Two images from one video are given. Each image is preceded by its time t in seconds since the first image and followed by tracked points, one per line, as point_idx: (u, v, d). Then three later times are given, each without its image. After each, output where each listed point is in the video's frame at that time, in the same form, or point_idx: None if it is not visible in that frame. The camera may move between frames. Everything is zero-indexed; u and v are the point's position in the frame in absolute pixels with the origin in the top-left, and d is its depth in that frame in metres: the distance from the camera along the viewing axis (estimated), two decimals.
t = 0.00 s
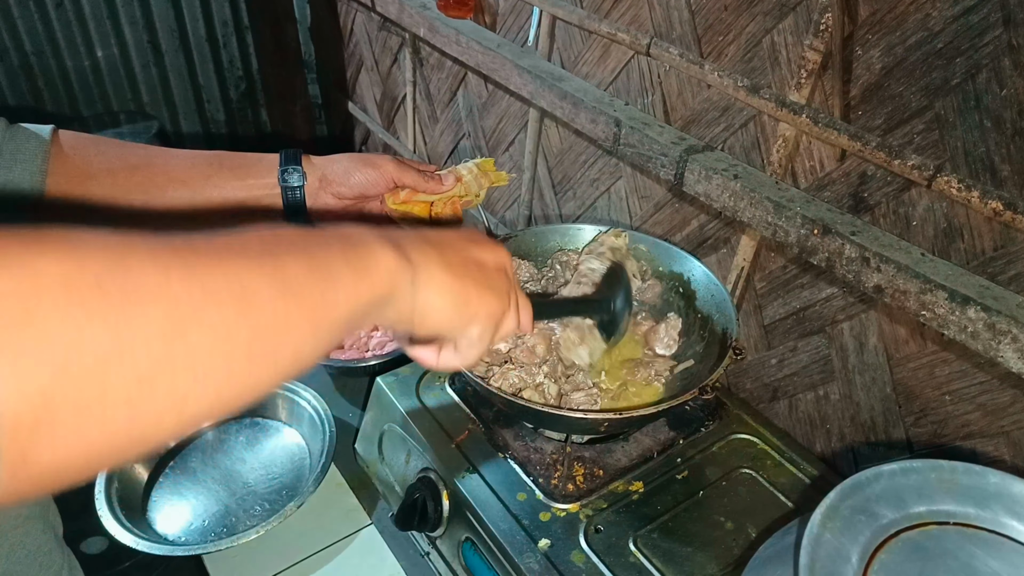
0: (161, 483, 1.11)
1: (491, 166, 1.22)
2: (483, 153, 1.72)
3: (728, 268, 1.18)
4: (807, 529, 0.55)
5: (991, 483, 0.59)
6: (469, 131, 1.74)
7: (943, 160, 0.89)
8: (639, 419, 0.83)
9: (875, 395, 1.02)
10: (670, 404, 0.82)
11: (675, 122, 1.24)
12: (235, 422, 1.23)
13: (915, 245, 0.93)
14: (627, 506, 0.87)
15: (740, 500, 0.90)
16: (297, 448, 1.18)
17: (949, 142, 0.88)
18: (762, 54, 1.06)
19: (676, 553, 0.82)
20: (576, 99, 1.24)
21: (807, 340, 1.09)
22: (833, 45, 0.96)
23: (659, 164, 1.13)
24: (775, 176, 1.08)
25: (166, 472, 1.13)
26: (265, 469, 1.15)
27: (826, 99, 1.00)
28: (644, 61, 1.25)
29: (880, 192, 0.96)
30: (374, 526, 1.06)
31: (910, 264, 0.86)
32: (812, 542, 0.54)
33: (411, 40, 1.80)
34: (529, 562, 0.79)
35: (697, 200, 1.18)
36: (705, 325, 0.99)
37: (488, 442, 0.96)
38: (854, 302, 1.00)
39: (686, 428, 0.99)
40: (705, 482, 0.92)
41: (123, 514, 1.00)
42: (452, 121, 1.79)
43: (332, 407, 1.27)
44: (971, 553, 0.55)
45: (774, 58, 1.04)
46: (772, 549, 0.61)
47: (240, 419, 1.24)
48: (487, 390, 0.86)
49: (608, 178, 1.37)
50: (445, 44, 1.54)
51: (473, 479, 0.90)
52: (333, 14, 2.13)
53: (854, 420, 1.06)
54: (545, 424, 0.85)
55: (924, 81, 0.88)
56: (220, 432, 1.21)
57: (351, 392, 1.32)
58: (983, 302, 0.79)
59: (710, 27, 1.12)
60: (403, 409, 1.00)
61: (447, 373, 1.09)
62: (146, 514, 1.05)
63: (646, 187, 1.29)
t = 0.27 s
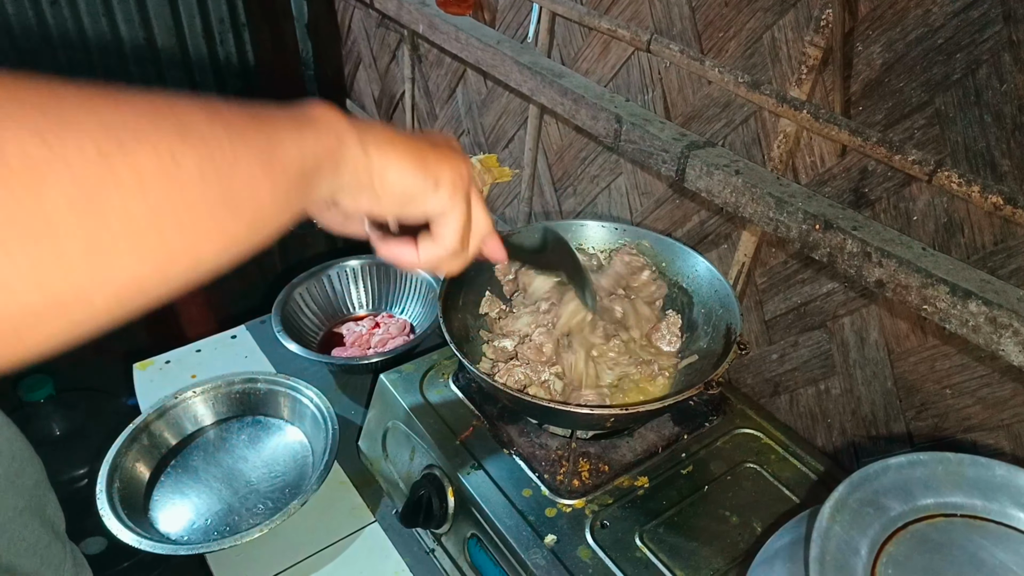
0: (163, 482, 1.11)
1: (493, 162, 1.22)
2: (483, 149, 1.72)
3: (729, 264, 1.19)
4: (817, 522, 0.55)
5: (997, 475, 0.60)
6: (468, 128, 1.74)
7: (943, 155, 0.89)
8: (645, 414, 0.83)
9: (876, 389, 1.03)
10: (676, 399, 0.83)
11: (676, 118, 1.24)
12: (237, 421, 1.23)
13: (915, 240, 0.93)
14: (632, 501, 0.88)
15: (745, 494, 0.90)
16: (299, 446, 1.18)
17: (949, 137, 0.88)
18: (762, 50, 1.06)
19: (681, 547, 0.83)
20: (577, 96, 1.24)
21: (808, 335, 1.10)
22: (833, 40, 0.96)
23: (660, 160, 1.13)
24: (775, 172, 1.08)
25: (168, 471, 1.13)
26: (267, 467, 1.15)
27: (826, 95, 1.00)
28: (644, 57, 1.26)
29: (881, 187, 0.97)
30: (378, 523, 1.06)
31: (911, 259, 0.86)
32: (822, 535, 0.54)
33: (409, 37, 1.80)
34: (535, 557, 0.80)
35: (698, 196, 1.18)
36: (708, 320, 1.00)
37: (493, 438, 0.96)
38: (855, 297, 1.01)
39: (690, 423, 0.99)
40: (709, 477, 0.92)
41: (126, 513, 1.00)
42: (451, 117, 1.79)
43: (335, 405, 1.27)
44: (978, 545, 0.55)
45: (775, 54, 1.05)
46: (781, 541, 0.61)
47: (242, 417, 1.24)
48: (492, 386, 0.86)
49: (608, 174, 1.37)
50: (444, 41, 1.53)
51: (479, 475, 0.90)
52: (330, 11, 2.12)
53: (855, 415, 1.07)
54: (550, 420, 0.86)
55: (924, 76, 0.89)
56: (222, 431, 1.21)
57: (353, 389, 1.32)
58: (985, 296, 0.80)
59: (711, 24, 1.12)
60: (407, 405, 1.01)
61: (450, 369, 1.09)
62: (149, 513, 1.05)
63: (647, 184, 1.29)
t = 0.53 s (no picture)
0: (165, 480, 1.11)
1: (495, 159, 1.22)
2: (482, 148, 1.72)
3: (729, 261, 1.19)
4: (824, 517, 0.55)
5: (1002, 471, 0.60)
6: (467, 126, 1.74)
7: (943, 152, 0.90)
8: (649, 411, 0.83)
9: (876, 386, 1.03)
10: (680, 396, 0.83)
11: (676, 116, 1.24)
12: (239, 419, 1.23)
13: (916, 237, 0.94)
14: (636, 499, 0.88)
15: (748, 491, 0.91)
16: (301, 445, 1.18)
17: (950, 135, 0.89)
18: (762, 48, 1.07)
19: (685, 544, 0.83)
20: (577, 94, 1.24)
21: (808, 332, 1.10)
22: (833, 38, 0.96)
23: (661, 158, 1.13)
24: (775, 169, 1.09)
25: (170, 469, 1.13)
26: (269, 465, 1.15)
27: (826, 93, 1.01)
28: (643, 55, 1.26)
29: (881, 185, 0.97)
30: (381, 521, 1.06)
31: (912, 256, 0.86)
32: (829, 530, 0.54)
33: (408, 35, 1.80)
34: (539, 554, 0.80)
35: (698, 194, 1.18)
36: (710, 317, 1.01)
37: (496, 436, 0.96)
38: (855, 294, 1.01)
39: (693, 420, 0.99)
40: (712, 474, 0.93)
41: (129, 511, 0.99)
42: (450, 116, 1.79)
43: (336, 403, 1.27)
44: (984, 540, 0.56)
45: (775, 52, 1.05)
46: (787, 537, 0.61)
47: (244, 415, 1.24)
48: (496, 384, 0.86)
49: (608, 172, 1.37)
50: (443, 39, 1.53)
51: (482, 472, 0.90)
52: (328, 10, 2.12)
53: (856, 412, 1.07)
54: (554, 417, 0.86)
55: (924, 74, 0.89)
56: (224, 429, 1.21)
57: (354, 388, 1.32)
58: (986, 293, 0.80)
59: (710, 22, 1.13)
60: (410, 402, 1.01)
61: (452, 367, 1.09)
62: (151, 511, 1.04)
63: (647, 181, 1.29)
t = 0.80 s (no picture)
0: (167, 476, 1.11)
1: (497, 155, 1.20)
2: (481, 146, 1.71)
3: (729, 260, 1.19)
4: (829, 513, 0.55)
5: (1006, 468, 0.60)
6: (466, 125, 1.74)
7: (945, 151, 0.90)
8: (651, 407, 0.83)
9: (877, 384, 1.03)
10: (684, 394, 0.83)
11: (676, 114, 1.24)
12: (240, 415, 1.23)
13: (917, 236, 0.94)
14: (638, 495, 0.88)
15: (750, 489, 0.91)
16: (302, 441, 1.18)
17: (951, 134, 0.89)
18: (764, 47, 1.07)
19: (688, 541, 0.83)
20: (578, 92, 1.24)
21: (809, 331, 1.10)
22: (835, 37, 0.96)
23: (662, 156, 1.13)
24: (776, 168, 1.09)
25: (172, 465, 1.13)
26: (271, 461, 1.14)
27: (828, 92, 1.01)
28: (644, 54, 1.26)
29: (882, 183, 0.97)
30: (382, 518, 1.06)
31: (914, 254, 0.86)
32: (835, 526, 0.55)
33: (408, 33, 1.80)
34: (542, 551, 0.80)
35: (698, 192, 1.18)
36: (712, 314, 1.01)
37: (498, 433, 0.96)
38: (856, 293, 1.01)
39: (695, 418, 0.99)
40: (714, 472, 0.93)
41: (130, 507, 0.99)
42: (450, 114, 1.79)
43: (337, 400, 1.27)
44: (989, 536, 0.56)
45: (777, 50, 1.05)
46: (792, 535, 0.62)
47: (245, 412, 1.23)
48: (499, 380, 0.86)
49: (608, 170, 1.37)
50: (443, 38, 1.53)
51: (485, 469, 0.90)
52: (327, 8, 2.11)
53: (856, 410, 1.07)
54: (557, 414, 0.86)
55: (926, 73, 0.89)
56: (226, 425, 1.21)
57: (355, 385, 1.31)
58: (988, 291, 0.80)
59: (711, 21, 1.13)
60: (411, 398, 1.01)
61: (454, 364, 1.09)
62: (153, 507, 1.04)
63: (647, 180, 1.29)
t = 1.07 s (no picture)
0: (168, 473, 1.10)
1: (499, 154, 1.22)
2: (481, 145, 1.71)
3: (730, 258, 1.19)
4: (834, 509, 0.55)
5: (1010, 465, 0.60)
6: (466, 123, 1.73)
7: (947, 150, 0.90)
8: (654, 405, 0.83)
9: (877, 383, 1.04)
10: (687, 392, 0.84)
11: (677, 113, 1.24)
12: (241, 412, 1.22)
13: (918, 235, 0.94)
14: (641, 492, 0.88)
15: (752, 487, 0.91)
16: (304, 438, 1.18)
17: (953, 133, 0.89)
18: (765, 45, 1.07)
19: (690, 538, 0.83)
20: (579, 90, 1.24)
21: (809, 330, 1.10)
22: (837, 36, 0.96)
23: (663, 154, 1.13)
24: (777, 167, 1.09)
25: (173, 462, 1.12)
26: (272, 458, 1.14)
27: (830, 91, 1.01)
28: (645, 52, 1.26)
29: (884, 182, 0.97)
30: (383, 515, 1.06)
31: (915, 253, 0.86)
32: (840, 522, 0.55)
33: (408, 31, 1.79)
34: (545, 547, 0.80)
35: (699, 191, 1.18)
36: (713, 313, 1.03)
37: (500, 430, 0.96)
38: (857, 292, 1.01)
39: (696, 415, 0.99)
40: (716, 469, 0.93)
41: (132, 503, 0.99)
42: (450, 112, 1.78)
43: (338, 398, 1.26)
44: (993, 533, 0.56)
45: (778, 49, 1.05)
46: (796, 531, 0.62)
47: (246, 409, 1.23)
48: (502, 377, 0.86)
49: (608, 169, 1.37)
50: (444, 35, 1.52)
51: (487, 465, 0.90)
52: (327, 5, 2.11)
53: (856, 409, 1.08)
54: (559, 411, 0.86)
55: (928, 72, 0.89)
56: (227, 422, 1.21)
57: (355, 383, 1.31)
58: (989, 290, 0.80)
59: (713, 19, 1.13)
60: (413, 394, 1.01)
61: (455, 361, 1.09)
62: (155, 504, 1.04)
63: (647, 178, 1.29)
